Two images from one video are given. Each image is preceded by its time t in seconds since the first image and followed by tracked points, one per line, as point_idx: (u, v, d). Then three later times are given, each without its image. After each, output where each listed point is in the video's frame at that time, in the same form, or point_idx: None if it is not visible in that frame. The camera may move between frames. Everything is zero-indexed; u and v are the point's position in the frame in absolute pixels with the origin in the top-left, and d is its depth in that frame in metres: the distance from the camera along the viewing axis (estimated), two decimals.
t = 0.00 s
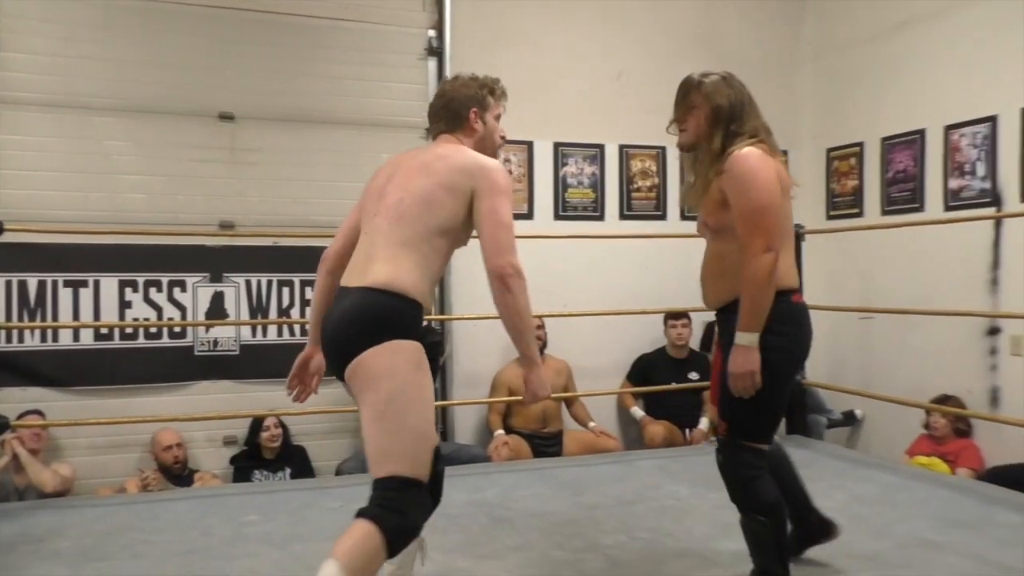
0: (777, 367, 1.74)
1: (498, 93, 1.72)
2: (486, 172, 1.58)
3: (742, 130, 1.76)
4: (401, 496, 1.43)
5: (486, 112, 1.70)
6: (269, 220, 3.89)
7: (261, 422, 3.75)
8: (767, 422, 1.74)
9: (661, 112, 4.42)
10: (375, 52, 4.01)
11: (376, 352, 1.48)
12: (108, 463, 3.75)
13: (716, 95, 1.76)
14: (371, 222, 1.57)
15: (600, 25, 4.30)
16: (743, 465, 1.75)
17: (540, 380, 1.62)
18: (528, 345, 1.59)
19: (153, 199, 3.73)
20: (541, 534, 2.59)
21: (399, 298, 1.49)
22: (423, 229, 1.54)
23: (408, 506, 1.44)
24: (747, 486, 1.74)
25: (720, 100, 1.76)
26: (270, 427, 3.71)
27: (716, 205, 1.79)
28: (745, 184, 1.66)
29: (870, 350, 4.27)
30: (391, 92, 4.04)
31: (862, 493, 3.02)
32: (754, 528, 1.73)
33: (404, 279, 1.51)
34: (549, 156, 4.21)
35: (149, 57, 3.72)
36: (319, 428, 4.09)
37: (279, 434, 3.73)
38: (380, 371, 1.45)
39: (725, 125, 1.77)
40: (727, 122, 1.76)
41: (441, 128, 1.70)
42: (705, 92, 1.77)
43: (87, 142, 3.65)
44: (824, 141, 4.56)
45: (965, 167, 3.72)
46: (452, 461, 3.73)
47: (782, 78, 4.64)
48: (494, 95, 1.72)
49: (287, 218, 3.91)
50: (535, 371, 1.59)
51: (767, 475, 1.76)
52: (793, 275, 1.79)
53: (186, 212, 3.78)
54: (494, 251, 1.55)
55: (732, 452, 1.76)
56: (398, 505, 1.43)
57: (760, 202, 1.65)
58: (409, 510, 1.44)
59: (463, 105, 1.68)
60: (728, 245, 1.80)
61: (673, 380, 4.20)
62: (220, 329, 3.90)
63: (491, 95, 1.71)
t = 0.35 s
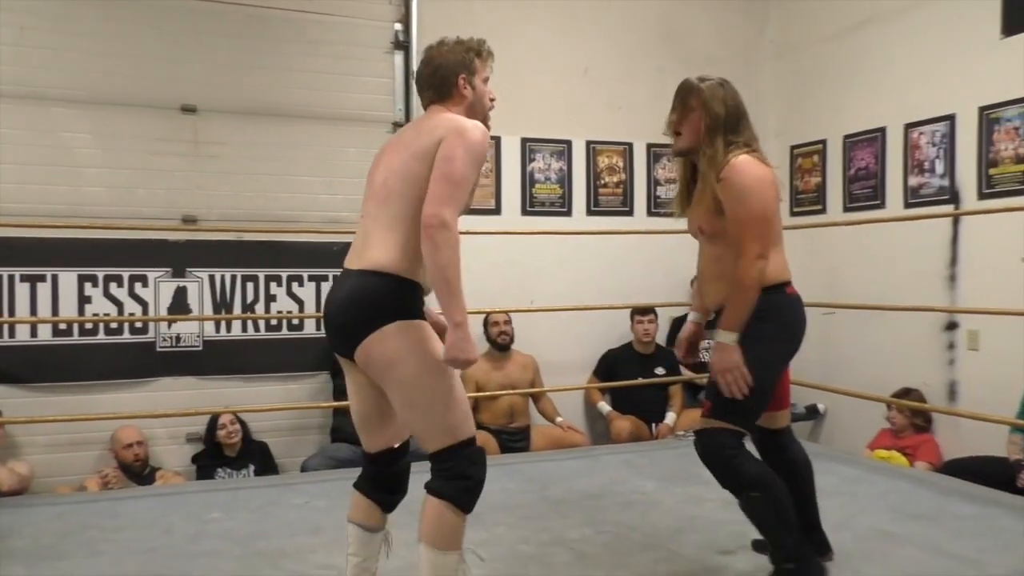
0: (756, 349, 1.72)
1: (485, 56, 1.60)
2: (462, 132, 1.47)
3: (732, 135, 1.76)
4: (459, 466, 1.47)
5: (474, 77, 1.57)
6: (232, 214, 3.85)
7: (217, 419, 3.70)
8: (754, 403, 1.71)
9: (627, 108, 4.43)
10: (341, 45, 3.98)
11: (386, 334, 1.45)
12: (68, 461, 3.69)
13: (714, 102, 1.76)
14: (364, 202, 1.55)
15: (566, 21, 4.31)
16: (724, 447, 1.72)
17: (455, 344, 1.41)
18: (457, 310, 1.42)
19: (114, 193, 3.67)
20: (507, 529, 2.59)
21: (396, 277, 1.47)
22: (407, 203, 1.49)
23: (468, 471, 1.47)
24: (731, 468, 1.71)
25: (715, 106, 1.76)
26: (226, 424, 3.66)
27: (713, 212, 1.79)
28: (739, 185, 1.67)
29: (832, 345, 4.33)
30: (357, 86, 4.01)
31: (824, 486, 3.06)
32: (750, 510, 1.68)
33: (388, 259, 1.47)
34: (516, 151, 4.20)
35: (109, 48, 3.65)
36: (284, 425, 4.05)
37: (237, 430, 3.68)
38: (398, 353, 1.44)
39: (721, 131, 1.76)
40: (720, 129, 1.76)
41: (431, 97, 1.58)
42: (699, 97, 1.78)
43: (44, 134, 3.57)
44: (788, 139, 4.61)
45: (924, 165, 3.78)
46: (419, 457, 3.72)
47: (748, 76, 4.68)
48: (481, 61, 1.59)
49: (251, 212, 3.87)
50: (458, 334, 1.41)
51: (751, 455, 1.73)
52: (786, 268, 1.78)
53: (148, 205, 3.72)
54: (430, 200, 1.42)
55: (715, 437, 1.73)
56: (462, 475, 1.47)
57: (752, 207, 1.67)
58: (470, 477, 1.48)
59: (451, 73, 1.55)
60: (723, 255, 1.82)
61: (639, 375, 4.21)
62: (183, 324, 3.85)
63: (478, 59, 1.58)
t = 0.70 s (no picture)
0: (728, 359, 1.67)
1: (496, 34, 1.61)
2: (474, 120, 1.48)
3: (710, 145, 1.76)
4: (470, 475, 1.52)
5: (489, 56, 1.58)
6: (212, 213, 3.82)
7: (193, 420, 3.67)
8: (696, 411, 1.66)
9: (609, 106, 4.44)
10: (321, 43, 3.96)
11: (415, 336, 1.51)
12: (47, 463, 3.65)
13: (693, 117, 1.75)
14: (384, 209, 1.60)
15: (547, 19, 4.31)
16: (636, 439, 1.63)
17: (499, 335, 1.48)
18: (492, 305, 1.48)
19: (92, 192, 3.64)
20: (490, 527, 2.59)
21: (425, 276, 1.52)
22: (424, 202, 1.52)
23: (476, 478, 1.53)
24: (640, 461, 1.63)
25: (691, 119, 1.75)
26: (202, 425, 3.63)
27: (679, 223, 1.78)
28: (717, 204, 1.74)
29: (813, 341, 4.35)
30: (338, 84, 4.00)
31: (805, 483, 3.08)
32: (646, 506, 1.60)
33: (416, 262, 1.52)
34: (498, 149, 4.20)
35: (86, 45, 3.62)
36: (266, 425, 4.04)
37: (214, 429, 3.65)
38: (424, 354, 1.49)
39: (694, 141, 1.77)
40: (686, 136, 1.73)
41: (443, 78, 1.58)
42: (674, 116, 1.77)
43: (20, 132, 3.54)
44: (768, 137, 4.63)
45: (902, 162, 3.80)
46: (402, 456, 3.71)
47: (728, 74, 4.70)
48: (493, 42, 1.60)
49: (231, 211, 3.84)
50: (497, 326, 1.48)
51: (655, 451, 1.66)
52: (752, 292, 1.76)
53: (126, 204, 3.69)
54: (444, 201, 1.44)
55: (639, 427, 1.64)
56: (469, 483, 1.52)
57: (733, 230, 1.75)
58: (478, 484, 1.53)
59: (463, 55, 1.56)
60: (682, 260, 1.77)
61: (622, 372, 4.20)
62: (163, 324, 3.82)
63: (491, 37, 1.59)
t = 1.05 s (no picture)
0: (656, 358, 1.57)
1: (451, 27, 1.39)
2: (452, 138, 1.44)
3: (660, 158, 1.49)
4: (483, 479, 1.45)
5: (431, 59, 1.38)
6: (206, 216, 3.82)
7: (190, 422, 3.67)
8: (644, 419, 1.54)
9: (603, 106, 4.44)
10: (314, 44, 3.96)
11: (405, 347, 1.47)
12: (42, 466, 3.65)
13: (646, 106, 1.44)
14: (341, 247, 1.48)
15: (540, 20, 4.31)
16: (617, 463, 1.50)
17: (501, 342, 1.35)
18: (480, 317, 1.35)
19: (85, 195, 3.64)
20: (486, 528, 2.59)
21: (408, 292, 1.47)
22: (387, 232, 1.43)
23: (485, 482, 1.46)
24: (615, 487, 1.48)
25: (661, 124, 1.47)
26: (199, 427, 3.64)
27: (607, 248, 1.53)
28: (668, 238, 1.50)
29: (808, 341, 4.36)
30: (331, 86, 3.99)
31: (801, 482, 3.08)
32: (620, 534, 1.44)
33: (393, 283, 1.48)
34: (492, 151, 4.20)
35: (80, 49, 3.62)
36: (261, 428, 4.04)
37: (212, 432, 3.66)
38: (416, 364, 1.45)
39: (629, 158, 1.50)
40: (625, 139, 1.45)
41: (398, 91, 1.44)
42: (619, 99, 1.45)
43: (12, 136, 3.53)
44: (761, 137, 4.64)
45: (895, 162, 3.81)
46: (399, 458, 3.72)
47: (721, 74, 4.70)
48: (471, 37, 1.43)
49: (225, 213, 3.84)
50: (500, 333, 1.34)
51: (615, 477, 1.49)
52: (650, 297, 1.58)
53: (120, 207, 3.69)
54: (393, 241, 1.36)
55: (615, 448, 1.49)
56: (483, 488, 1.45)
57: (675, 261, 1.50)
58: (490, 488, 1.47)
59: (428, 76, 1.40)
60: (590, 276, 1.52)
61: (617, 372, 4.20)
62: (157, 327, 3.82)
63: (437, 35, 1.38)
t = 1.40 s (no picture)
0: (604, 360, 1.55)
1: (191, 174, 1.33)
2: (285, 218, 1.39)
3: (592, 107, 1.49)
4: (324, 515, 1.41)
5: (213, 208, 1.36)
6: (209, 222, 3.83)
7: (194, 428, 3.70)
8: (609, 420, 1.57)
9: (604, 110, 4.42)
10: (315, 51, 3.97)
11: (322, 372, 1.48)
12: (47, 472, 3.66)
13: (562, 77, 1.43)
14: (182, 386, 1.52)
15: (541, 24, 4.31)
16: (596, 472, 1.54)
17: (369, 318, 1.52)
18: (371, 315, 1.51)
19: (88, 202, 3.65)
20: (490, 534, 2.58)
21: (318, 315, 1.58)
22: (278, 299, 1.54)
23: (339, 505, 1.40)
24: (597, 495, 1.53)
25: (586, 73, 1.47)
26: (202, 432, 3.66)
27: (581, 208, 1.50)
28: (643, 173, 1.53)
29: (812, 344, 4.35)
30: (333, 92, 4.00)
31: (806, 487, 3.06)
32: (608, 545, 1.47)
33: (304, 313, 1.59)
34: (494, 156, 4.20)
35: (83, 56, 3.63)
36: (265, 433, 4.04)
37: (215, 438, 3.68)
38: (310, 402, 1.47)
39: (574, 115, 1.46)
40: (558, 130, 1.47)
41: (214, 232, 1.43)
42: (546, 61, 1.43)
43: (15, 143, 3.55)
44: (763, 140, 4.63)
45: (898, 164, 3.80)
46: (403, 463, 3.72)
47: (723, 77, 4.70)
48: (231, 140, 1.35)
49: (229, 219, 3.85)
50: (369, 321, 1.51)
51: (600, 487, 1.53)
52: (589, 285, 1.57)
53: (124, 214, 3.70)
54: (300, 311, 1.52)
55: (589, 462, 1.53)
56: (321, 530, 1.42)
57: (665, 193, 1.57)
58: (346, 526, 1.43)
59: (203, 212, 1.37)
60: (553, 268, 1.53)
61: (620, 377, 4.19)
62: (162, 333, 3.83)
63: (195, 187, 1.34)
